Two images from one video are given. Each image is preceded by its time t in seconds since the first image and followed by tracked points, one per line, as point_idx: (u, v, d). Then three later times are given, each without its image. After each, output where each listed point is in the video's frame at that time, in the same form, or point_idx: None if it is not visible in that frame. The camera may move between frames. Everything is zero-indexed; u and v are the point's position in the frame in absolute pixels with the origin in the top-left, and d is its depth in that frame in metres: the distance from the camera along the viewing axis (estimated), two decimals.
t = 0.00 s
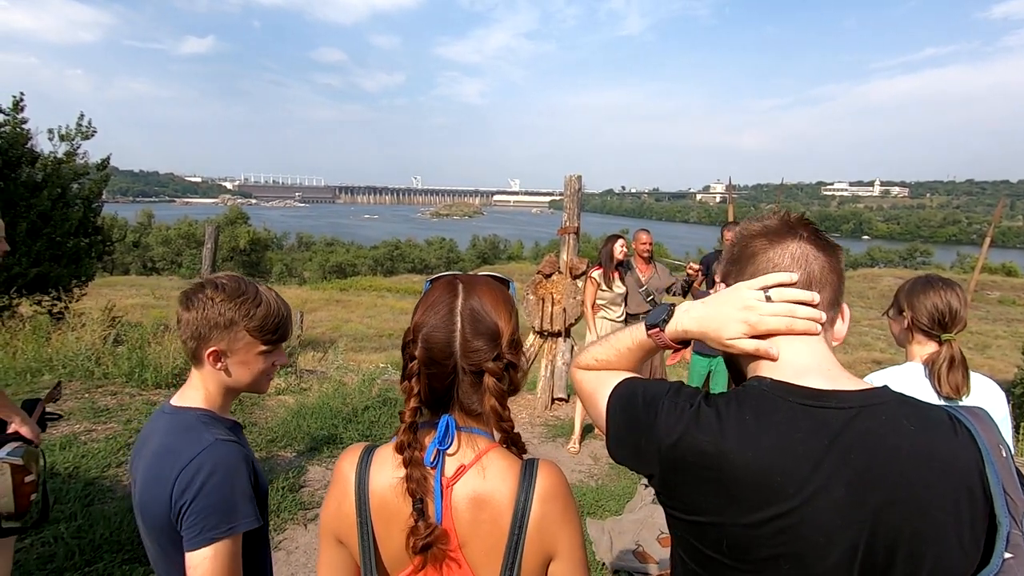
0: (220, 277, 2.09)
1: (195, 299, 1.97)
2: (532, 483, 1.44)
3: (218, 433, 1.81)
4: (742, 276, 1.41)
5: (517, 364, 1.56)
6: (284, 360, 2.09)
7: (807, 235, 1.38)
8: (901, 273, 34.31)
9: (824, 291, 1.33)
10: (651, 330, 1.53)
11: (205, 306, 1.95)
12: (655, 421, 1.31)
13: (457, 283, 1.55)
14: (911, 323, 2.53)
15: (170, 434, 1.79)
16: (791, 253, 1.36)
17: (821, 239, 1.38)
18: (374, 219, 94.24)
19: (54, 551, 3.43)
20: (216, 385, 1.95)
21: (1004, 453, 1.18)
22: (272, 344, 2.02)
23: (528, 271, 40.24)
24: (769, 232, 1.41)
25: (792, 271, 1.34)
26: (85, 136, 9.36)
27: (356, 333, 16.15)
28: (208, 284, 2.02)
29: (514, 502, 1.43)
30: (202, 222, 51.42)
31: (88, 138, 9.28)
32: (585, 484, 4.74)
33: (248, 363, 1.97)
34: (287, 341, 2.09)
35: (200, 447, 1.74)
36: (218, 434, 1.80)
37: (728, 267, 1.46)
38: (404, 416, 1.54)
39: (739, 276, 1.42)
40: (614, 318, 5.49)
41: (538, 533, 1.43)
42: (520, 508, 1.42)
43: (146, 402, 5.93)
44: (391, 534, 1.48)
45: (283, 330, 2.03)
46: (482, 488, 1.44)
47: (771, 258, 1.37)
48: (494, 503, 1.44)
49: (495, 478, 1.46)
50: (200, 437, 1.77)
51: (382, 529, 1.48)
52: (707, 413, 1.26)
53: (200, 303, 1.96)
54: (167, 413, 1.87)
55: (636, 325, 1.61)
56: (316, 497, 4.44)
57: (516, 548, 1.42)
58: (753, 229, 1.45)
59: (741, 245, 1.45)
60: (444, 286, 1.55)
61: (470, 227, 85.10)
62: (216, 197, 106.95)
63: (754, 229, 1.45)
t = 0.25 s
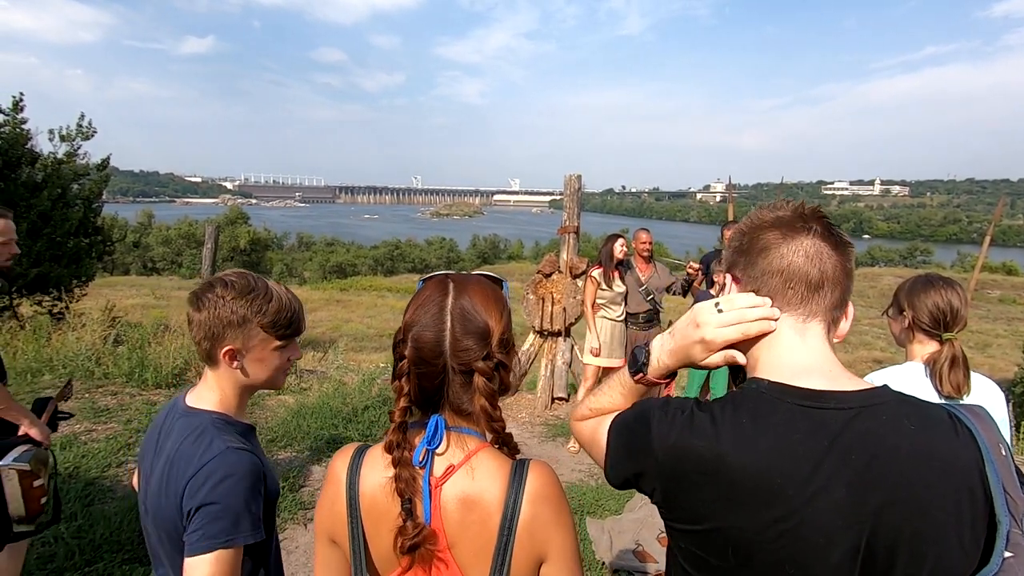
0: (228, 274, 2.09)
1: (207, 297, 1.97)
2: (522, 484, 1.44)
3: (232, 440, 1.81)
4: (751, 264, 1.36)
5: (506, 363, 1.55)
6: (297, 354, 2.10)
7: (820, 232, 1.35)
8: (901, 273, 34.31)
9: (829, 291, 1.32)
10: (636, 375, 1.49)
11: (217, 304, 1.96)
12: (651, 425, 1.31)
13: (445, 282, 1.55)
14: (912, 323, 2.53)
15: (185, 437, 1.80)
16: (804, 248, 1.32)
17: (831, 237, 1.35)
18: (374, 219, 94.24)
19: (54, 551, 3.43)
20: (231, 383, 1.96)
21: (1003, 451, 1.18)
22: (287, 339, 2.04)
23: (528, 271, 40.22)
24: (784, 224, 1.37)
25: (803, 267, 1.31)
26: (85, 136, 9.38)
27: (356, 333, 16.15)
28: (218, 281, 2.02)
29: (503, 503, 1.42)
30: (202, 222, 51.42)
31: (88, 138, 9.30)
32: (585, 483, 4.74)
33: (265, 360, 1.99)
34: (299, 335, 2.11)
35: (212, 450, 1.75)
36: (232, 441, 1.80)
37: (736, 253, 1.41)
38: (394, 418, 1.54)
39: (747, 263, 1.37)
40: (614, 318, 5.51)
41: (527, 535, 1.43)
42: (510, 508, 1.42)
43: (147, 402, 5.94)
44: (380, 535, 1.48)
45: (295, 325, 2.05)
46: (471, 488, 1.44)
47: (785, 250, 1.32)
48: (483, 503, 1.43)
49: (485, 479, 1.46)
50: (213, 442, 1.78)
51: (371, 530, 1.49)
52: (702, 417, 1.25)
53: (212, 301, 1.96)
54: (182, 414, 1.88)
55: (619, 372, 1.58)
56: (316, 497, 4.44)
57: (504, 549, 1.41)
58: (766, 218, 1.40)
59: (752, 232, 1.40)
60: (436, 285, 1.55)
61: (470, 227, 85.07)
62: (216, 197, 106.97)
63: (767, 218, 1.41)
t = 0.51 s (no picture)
0: (233, 269, 2.09)
1: (212, 293, 1.97)
2: (521, 483, 1.43)
3: (228, 435, 1.82)
4: (739, 267, 1.37)
5: (505, 362, 1.54)
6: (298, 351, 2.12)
7: (809, 227, 1.33)
8: (902, 271, 34.28)
9: (821, 289, 1.30)
10: (636, 380, 1.49)
11: (222, 299, 1.96)
12: (649, 427, 1.30)
13: (447, 281, 1.55)
14: (912, 322, 2.53)
15: (184, 431, 1.82)
16: (791, 248, 1.32)
17: (822, 233, 1.33)
18: (374, 218, 94.21)
19: (56, 551, 3.43)
20: (233, 379, 1.97)
21: (1002, 447, 1.18)
22: (288, 337, 2.05)
23: (528, 270, 40.21)
24: (771, 223, 1.36)
25: (790, 267, 1.30)
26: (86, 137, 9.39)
27: (356, 332, 16.14)
28: (223, 277, 2.02)
29: (502, 503, 1.42)
30: (203, 222, 51.46)
31: (89, 139, 9.31)
32: (586, 482, 4.74)
33: (267, 356, 2.00)
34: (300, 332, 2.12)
35: (209, 444, 1.76)
36: (229, 436, 1.81)
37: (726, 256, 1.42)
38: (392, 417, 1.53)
39: (736, 266, 1.38)
40: (614, 318, 5.50)
41: (526, 534, 1.42)
42: (509, 508, 1.41)
43: (148, 401, 5.94)
44: (379, 536, 1.48)
45: (298, 322, 2.06)
46: (470, 488, 1.44)
47: (771, 250, 1.33)
48: (482, 503, 1.43)
49: (484, 478, 1.45)
50: (210, 436, 1.79)
51: (369, 530, 1.48)
52: (700, 420, 1.25)
53: (218, 296, 1.96)
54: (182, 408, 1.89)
55: (618, 377, 1.59)
56: (317, 496, 4.44)
57: (504, 549, 1.41)
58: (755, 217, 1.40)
59: (740, 233, 1.40)
60: (434, 283, 1.55)
61: (470, 227, 85.01)
62: (217, 197, 106.98)
63: (755, 217, 1.40)
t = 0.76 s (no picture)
0: (222, 270, 2.08)
1: (205, 294, 1.96)
2: (523, 483, 1.43)
3: (228, 427, 1.82)
4: (735, 269, 1.37)
5: (506, 362, 1.54)
6: (296, 341, 2.14)
7: (803, 226, 1.32)
8: (903, 271, 34.24)
9: (819, 288, 1.29)
10: (637, 379, 1.50)
11: (216, 299, 1.95)
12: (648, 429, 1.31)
13: (449, 281, 1.55)
14: (912, 322, 2.52)
15: (181, 427, 1.81)
16: (784, 248, 1.31)
17: (818, 234, 1.31)
18: (375, 218, 94.21)
19: (57, 550, 3.43)
20: (235, 375, 1.98)
21: (1003, 446, 1.18)
22: (285, 328, 2.07)
23: (529, 270, 40.21)
24: (763, 223, 1.35)
25: (785, 267, 1.30)
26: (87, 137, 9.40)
27: (356, 332, 16.14)
28: (212, 278, 2.01)
29: (503, 503, 1.42)
30: (204, 222, 51.50)
31: (90, 139, 9.32)
32: (587, 482, 4.73)
33: (266, 351, 2.02)
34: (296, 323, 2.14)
35: (209, 437, 1.76)
36: (229, 428, 1.82)
37: (721, 258, 1.42)
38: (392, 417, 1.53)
39: (732, 268, 1.38)
40: (612, 317, 5.51)
41: (528, 534, 1.42)
42: (511, 509, 1.41)
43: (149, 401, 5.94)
44: (380, 537, 1.48)
45: (293, 313, 2.08)
46: (472, 488, 1.44)
47: (763, 254, 1.32)
48: (484, 503, 1.43)
49: (485, 479, 1.45)
50: (209, 429, 1.79)
51: (371, 532, 1.49)
52: (701, 423, 1.24)
53: (211, 296, 1.95)
54: (183, 404, 1.89)
55: (619, 374, 1.59)
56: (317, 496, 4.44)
57: (506, 550, 1.41)
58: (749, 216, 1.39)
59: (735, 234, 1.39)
60: (435, 283, 1.55)
61: (471, 226, 84.98)
62: (217, 196, 107.02)
63: (749, 217, 1.38)
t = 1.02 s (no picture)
0: (206, 271, 2.07)
1: (193, 296, 1.96)
2: (525, 482, 1.43)
3: (227, 428, 1.83)
4: (760, 263, 1.33)
5: (506, 362, 1.54)
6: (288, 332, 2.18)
7: (831, 220, 1.31)
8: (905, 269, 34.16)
9: (844, 287, 1.30)
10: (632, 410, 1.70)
11: (206, 299, 1.96)
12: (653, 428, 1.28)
13: (451, 279, 1.55)
14: (912, 320, 2.52)
15: (180, 425, 1.81)
16: (815, 245, 1.29)
17: (843, 228, 1.31)
18: (376, 217, 94.23)
19: (60, 548, 3.44)
20: (235, 370, 2.00)
21: (1009, 444, 1.19)
22: (276, 318, 2.10)
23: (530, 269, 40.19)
24: (790, 217, 1.33)
25: (816, 265, 1.28)
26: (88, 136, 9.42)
27: (358, 332, 16.15)
28: (196, 281, 2.01)
29: (505, 501, 1.43)
30: (206, 222, 51.56)
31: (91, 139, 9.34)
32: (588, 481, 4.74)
33: (263, 345, 2.05)
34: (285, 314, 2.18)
35: (208, 440, 1.77)
36: (228, 430, 1.83)
37: (741, 251, 1.38)
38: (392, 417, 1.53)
39: (755, 263, 1.34)
40: (621, 315, 5.54)
41: (530, 533, 1.42)
42: (513, 507, 1.42)
43: (151, 400, 5.95)
44: (382, 535, 1.48)
45: (281, 303, 2.12)
46: (473, 487, 1.45)
47: (797, 250, 1.30)
48: (486, 501, 1.43)
49: (487, 478, 1.46)
50: (209, 430, 1.79)
51: (372, 530, 1.49)
52: (708, 420, 1.22)
53: (200, 297, 1.96)
54: (182, 404, 1.89)
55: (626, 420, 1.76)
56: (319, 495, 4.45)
57: (507, 548, 1.41)
58: (773, 211, 1.36)
59: (758, 227, 1.36)
60: (437, 280, 1.55)
61: (472, 226, 84.96)
62: (219, 196, 107.13)
63: (776, 208, 1.35)
